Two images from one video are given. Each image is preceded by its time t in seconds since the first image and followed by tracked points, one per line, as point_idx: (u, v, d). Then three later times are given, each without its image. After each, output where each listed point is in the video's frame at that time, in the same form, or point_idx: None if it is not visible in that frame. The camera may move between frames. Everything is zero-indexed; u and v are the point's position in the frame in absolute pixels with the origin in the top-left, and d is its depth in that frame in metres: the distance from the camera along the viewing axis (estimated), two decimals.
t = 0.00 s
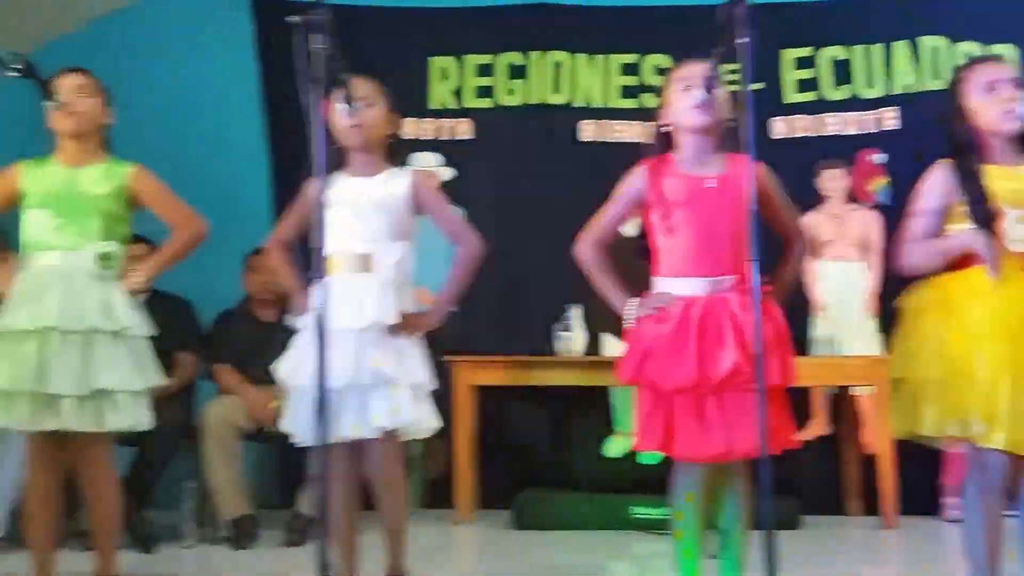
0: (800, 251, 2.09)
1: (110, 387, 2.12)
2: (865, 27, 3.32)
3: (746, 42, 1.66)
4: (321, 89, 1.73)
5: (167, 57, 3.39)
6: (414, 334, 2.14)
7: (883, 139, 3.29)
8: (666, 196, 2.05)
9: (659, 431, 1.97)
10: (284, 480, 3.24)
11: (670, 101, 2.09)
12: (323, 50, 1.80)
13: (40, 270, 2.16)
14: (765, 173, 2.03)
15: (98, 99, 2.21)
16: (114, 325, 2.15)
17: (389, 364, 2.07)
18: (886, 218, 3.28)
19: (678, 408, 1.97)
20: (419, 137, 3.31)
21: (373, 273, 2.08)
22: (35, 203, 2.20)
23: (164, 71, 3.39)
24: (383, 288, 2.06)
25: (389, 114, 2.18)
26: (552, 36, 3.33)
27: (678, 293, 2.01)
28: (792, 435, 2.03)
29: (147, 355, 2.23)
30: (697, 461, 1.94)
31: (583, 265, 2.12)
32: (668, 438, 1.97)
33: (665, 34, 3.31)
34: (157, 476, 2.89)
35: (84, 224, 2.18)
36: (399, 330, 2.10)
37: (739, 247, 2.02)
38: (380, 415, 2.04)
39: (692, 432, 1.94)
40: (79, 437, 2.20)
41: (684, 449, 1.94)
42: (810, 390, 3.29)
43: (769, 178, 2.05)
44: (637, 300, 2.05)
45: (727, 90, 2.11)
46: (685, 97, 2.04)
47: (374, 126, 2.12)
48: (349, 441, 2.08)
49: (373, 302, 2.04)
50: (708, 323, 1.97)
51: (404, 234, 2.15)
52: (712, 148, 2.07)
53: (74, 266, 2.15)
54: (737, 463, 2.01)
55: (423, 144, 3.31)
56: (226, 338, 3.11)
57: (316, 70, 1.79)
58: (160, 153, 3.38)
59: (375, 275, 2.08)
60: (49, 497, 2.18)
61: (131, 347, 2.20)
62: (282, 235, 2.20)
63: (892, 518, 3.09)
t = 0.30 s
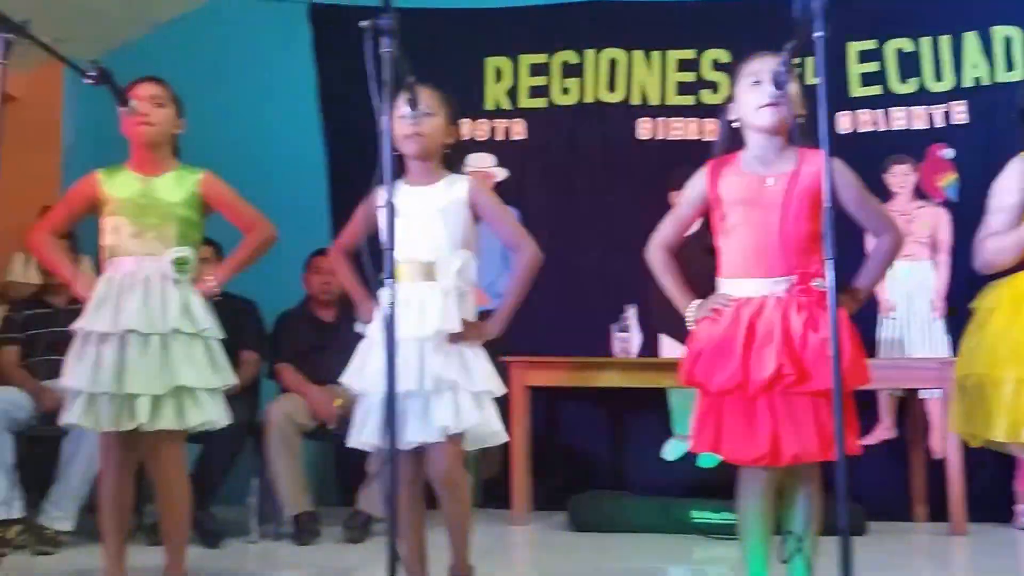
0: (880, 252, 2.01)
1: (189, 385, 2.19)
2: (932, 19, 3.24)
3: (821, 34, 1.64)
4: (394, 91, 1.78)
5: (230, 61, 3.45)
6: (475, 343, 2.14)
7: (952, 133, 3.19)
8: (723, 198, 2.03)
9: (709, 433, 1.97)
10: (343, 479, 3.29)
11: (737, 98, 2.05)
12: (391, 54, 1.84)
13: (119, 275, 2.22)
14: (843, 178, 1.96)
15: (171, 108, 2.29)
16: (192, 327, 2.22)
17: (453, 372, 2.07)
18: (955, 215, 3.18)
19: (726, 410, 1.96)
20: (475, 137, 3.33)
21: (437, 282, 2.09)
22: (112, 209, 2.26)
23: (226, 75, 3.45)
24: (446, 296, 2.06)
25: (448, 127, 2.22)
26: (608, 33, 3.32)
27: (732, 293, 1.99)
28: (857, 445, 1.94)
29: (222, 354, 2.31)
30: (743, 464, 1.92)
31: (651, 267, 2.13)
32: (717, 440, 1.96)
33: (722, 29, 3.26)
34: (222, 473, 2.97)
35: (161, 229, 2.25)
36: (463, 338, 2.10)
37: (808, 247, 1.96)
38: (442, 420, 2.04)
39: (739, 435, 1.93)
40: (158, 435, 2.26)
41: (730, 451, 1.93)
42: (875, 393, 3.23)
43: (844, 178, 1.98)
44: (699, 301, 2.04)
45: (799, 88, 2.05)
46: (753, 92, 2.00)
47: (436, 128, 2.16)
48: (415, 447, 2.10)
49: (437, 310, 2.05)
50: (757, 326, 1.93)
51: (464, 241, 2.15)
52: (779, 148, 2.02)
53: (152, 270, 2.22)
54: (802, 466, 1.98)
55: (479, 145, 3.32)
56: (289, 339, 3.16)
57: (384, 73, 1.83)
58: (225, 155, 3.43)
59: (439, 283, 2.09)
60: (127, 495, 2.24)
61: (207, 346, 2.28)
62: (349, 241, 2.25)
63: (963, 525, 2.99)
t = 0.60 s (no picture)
0: (929, 250, 1.93)
1: (227, 387, 2.20)
2: (977, 14, 3.17)
3: (868, 35, 1.61)
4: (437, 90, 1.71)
5: (266, 64, 3.48)
6: (513, 339, 2.12)
7: (997, 130, 3.12)
8: (766, 196, 2.01)
9: (749, 433, 1.95)
10: (376, 478, 3.31)
11: (782, 93, 2.04)
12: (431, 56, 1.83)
13: (163, 277, 2.25)
14: (895, 172, 1.91)
15: (217, 113, 2.34)
16: (229, 327, 2.23)
17: (493, 368, 2.05)
18: (1000, 214, 3.11)
19: (765, 411, 1.93)
20: (509, 137, 3.32)
21: (475, 276, 2.08)
22: (158, 212, 2.31)
23: (262, 78, 3.47)
24: (484, 290, 2.05)
25: (485, 123, 2.25)
26: (643, 32, 3.30)
27: (776, 293, 1.96)
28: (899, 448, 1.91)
29: (260, 355, 2.32)
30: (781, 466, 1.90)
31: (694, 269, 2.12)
32: (756, 441, 1.94)
33: (760, 28, 3.22)
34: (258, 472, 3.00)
35: (201, 233, 2.27)
36: (497, 334, 2.08)
37: (851, 247, 1.92)
38: (480, 417, 2.02)
39: (778, 436, 1.90)
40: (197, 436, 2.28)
41: (768, 453, 1.91)
42: (915, 395, 3.17)
43: (893, 172, 1.93)
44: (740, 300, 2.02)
45: (845, 83, 2.02)
46: (798, 91, 1.98)
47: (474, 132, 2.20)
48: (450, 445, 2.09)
49: (475, 303, 2.03)
50: (799, 326, 1.90)
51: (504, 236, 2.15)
52: (824, 145, 1.99)
53: (193, 273, 2.24)
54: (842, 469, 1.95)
55: (512, 145, 3.31)
56: (325, 339, 3.19)
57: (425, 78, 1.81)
58: (261, 157, 3.45)
59: (477, 278, 2.08)
60: (167, 495, 2.26)
61: (245, 348, 2.29)
62: (387, 240, 2.27)
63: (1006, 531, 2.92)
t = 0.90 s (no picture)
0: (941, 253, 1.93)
1: (238, 386, 2.17)
2: (996, 15, 3.22)
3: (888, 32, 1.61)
4: (455, 90, 1.69)
5: (281, 63, 3.48)
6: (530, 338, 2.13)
7: (1016, 130, 3.16)
8: (788, 193, 2.00)
9: (776, 435, 1.92)
10: (394, 480, 3.30)
11: (801, 93, 2.04)
12: (451, 54, 1.81)
13: (181, 276, 2.25)
14: (912, 173, 1.92)
15: (233, 111, 2.33)
16: (241, 327, 2.20)
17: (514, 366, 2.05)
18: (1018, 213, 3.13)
19: (794, 411, 1.91)
20: (528, 137, 3.33)
21: (493, 274, 2.08)
22: (174, 212, 2.30)
23: (276, 78, 3.47)
24: (502, 294, 2.06)
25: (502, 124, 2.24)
26: (662, 32, 3.31)
27: (799, 291, 1.97)
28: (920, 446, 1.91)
29: (275, 353, 2.30)
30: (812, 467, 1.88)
31: (709, 270, 2.10)
32: (785, 441, 1.92)
33: (780, 28, 3.24)
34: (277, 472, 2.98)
35: (217, 230, 2.26)
36: (516, 332, 2.09)
37: (872, 245, 1.93)
38: (501, 416, 2.02)
39: (808, 436, 1.89)
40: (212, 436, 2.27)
41: (799, 454, 1.89)
42: (933, 394, 3.18)
43: (911, 174, 1.94)
44: (760, 300, 2.02)
45: (863, 84, 2.02)
46: (817, 90, 1.98)
47: (492, 130, 2.19)
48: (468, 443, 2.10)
49: (495, 301, 2.04)
50: (829, 324, 1.90)
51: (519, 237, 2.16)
52: (843, 144, 1.99)
53: (208, 273, 2.23)
54: (861, 468, 1.95)
55: (531, 145, 3.32)
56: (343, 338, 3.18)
57: (444, 76, 1.81)
58: (275, 156, 3.43)
59: (494, 276, 2.09)
60: (181, 495, 2.24)
61: (260, 346, 2.27)
62: (399, 239, 2.25)
63: None
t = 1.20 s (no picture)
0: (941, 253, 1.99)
1: (241, 389, 2.16)
2: (1004, 15, 3.23)
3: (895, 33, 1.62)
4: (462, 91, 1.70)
5: (287, 63, 3.47)
6: (538, 344, 2.12)
7: None
8: (798, 194, 2.01)
9: (795, 436, 1.93)
10: (403, 480, 3.29)
11: (807, 95, 2.05)
12: (458, 55, 1.81)
13: (186, 278, 2.25)
14: (911, 183, 1.95)
15: (239, 112, 2.33)
16: (246, 330, 2.20)
17: (524, 371, 2.06)
18: None
19: (814, 412, 1.92)
20: (537, 137, 3.33)
21: (501, 280, 2.09)
22: (180, 213, 2.29)
23: (283, 78, 3.46)
24: (510, 296, 2.07)
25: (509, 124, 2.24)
26: (671, 32, 3.32)
27: (811, 293, 1.97)
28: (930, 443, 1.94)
29: (279, 357, 2.28)
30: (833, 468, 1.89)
31: (711, 265, 2.11)
32: (804, 443, 1.93)
33: (789, 27, 3.25)
34: (286, 471, 2.97)
35: (223, 230, 2.25)
36: (525, 339, 2.08)
37: (878, 247, 1.95)
38: (510, 417, 2.02)
39: (829, 438, 1.89)
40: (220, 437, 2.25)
41: (820, 455, 1.89)
42: (941, 394, 3.18)
43: (912, 183, 1.97)
44: (769, 301, 2.03)
45: (868, 85, 2.04)
46: (823, 91, 1.99)
47: (499, 129, 2.19)
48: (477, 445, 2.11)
49: (501, 310, 2.04)
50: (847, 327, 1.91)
51: (527, 241, 2.16)
52: (849, 146, 2.01)
53: (215, 276, 2.22)
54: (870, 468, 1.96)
55: (540, 144, 3.33)
56: (352, 339, 3.18)
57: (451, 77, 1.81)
58: (280, 156, 3.43)
59: (502, 283, 2.09)
60: (185, 496, 2.24)
61: (264, 349, 2.25)
62: (405, 239, 2.24)
63: None
